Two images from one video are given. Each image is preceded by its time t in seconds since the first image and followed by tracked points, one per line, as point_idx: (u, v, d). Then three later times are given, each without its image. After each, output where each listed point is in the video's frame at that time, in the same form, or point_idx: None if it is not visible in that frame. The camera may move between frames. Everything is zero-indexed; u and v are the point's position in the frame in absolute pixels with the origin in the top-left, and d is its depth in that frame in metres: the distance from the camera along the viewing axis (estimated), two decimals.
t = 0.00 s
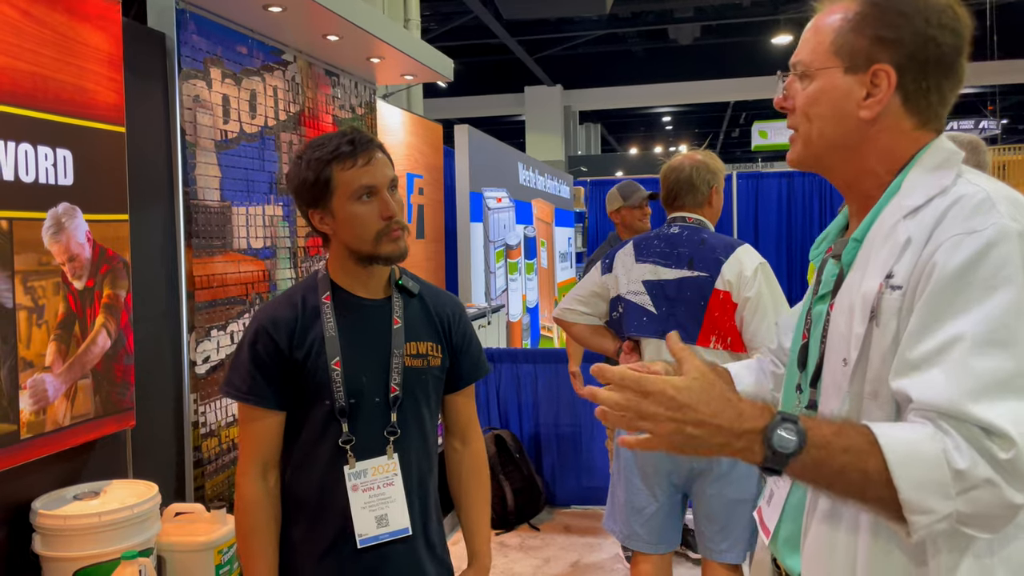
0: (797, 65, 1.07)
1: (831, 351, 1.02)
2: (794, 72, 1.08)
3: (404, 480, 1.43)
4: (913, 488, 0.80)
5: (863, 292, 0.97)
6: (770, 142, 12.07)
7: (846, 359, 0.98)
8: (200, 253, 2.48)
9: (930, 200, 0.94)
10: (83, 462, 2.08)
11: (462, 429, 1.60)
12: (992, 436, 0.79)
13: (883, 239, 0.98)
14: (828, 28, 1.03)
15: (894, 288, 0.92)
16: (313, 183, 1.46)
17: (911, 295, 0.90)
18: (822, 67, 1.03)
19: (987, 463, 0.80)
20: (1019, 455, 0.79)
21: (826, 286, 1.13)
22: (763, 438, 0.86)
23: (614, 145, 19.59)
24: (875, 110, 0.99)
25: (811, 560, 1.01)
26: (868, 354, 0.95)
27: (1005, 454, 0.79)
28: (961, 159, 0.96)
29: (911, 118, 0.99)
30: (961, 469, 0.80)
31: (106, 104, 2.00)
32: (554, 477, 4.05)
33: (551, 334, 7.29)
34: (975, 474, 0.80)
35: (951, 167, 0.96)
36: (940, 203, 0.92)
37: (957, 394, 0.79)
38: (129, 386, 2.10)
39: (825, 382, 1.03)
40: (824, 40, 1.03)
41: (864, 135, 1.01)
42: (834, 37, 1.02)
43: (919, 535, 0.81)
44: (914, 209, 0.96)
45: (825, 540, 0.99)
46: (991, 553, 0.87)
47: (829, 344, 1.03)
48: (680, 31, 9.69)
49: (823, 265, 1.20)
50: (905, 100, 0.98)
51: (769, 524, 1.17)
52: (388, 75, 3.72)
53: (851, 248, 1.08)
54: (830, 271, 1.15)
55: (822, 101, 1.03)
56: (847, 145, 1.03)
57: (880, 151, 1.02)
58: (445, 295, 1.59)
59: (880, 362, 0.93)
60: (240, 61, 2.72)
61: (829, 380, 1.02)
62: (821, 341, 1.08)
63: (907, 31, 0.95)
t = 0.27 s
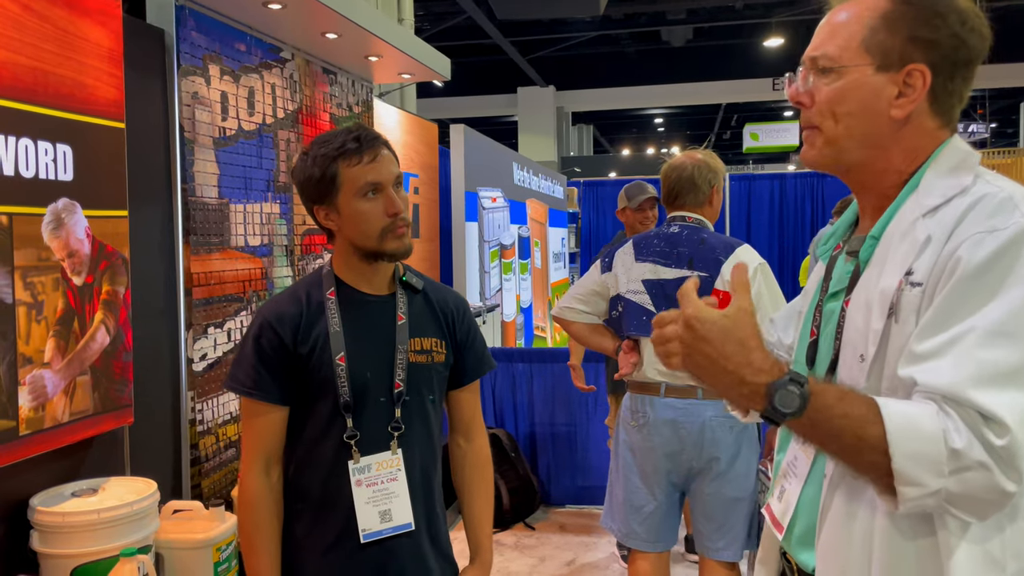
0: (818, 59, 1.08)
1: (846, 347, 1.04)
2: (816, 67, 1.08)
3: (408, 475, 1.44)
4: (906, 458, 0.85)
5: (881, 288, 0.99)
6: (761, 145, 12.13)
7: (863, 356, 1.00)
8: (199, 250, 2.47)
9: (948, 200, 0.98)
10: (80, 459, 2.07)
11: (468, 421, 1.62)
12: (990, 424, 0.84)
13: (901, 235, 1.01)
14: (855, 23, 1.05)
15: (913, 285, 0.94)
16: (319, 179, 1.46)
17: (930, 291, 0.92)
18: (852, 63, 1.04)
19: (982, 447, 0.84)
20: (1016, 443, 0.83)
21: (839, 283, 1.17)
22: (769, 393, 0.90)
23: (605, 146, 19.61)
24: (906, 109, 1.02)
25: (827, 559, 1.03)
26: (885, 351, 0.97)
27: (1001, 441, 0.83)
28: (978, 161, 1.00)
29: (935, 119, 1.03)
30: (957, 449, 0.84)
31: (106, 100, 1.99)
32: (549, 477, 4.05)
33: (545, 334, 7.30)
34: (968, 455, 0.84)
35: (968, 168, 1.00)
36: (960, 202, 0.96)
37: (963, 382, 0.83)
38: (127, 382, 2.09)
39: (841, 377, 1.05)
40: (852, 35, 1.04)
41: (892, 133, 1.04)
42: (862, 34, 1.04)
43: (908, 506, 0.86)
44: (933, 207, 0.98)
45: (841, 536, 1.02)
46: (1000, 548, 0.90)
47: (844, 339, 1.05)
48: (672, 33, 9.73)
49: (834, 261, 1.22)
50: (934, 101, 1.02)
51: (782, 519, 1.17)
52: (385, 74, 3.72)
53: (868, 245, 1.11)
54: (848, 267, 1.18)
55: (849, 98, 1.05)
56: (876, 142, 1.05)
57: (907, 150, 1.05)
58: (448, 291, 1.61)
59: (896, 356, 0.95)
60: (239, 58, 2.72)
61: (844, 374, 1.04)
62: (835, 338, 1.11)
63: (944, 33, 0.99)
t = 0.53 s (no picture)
0: (816, 73, 1.12)
1: (857, 355, 1.07)
2: (815, 80, 1.12)
3: (408, 475, 1.45)
4: (939, 492, 0.86)
5: (896, 298, 1.01)
6: (751, 147, 12.19)
7: (875, 363, 1.03)
8: (194, 251, 2.47)
9: (958, 211, 1.01)
10: (74, 460, 2.06)
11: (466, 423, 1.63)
12: (1015, 439, 0.86)
13: (913, 245, 1.03)
14: (852, 36, 1.09)
15: (929, 295, 0.97)
16: (320, 181, 1.47)
17: (946, 302, 0.95)
18: (848, 78, 1.08)
19: (1007, 467, 0.86)
20: None
21: (845, 290, 1.20)
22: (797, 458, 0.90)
23: (596, 147, 19.65)
24: (901, 122, 1.05)
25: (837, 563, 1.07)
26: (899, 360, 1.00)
27: None
28: (985, 171, 1.03)
29: (934, 130, 1.07)
30: (985, 475, 0.86)
31: (103, 100, 1.99)
32: (543, 478, 4.07)
33: (537, 335, 7.30)
34: (996, 478, 0.86)
35: (975, 178, 1.03)
36: (973, 213, 0.99)
37: (989, 398, 0.86)
38: (122, 383, 2.09)
39: (852, 384, 1.06)
40: (848, 49, 1.08)
41: (888, 145, 1.08)
42: (856, 48, 1.08)
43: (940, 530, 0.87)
44: (944, 218, 1.02)
45: (851, 541, 1.05)
46: (1009, 548, 0.94)
47: (857, 347, 1.07)
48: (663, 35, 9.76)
49: (838, 267, 1.26)
50: (930, 111, 1.05)
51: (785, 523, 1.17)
52: (380, 75, 3.73)
53: (879, 255, 1.12)
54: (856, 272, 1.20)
55: (847, 111, 1.08)
56: (873, 158, 1.09)
57: (904, 160, 1.09)
58: (449, 292, 1.62)
59: (911, 364, 0.97)
60: (234, 59, 2.71)
61: (856, 382, 1.06)
62: (844, 338, 1.14)
63: (935, 45, 1.02)
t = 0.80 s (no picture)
0: (818, 78, 1.13)
1: (857, 358, 1.07)
2: (816, 86, 1.13)
3: (403, 479, 1.45)
4: (893, 481, 0.91)
5: (896, 302, 1.02)
6: (743, 148, 12.23)
7: (875, 367, 1.03)
8: (187, 252, 2.46)
9: (958, 217, 1.02)
10: (66, 463, 2.05)
11: (463, 427, 1.63)
12: (982, 432, 0.87)
13: (913, 250, 1.04)
14: (853, 42, 1.10)
15: (929, 301, 0.97)
16: (315, 184, 1.47)
17: (946, 306, 0.96)
18: (850, 83, 1.09)
19: (966, 460, 0.88)
20: (1009, 455, 0.85)
21: (845, 294, 1.20)
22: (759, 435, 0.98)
23: (587, 148, 19.66)
24: (904, 127, 1.07)
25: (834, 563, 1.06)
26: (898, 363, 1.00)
27: (990, 448, 0.86)
28: (985, 179, 1.04)
29: (935, 136, 1.08)
30: (938, 467, 0.89)
31: (95, 101, 1.98)
32: (536, 479, 4.07)
33: (529, 336, 7.29)
34: (950, 472, 0.88)
35: (974, 185, 1.04)
36: (973, 218, 1.00)
37: (960, 393, 0.88)
38: (115, 386, 2.08)
39: (851, 387, 1.07)
40: (850, 55, 1.10)
41: (890, 150, 1.09)
42: (859, 53, 1.09)
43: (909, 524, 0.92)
44: (943, 223, 1.02)
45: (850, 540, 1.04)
46: (1005, 548, 0.94)
47: (855, 350, 1.08)
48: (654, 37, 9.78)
49: (837, 271, 1.25)
50: (931, 117, 1.07)
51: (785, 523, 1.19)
52: (373, 76, 3.72)
53: (879, 258, 1.11)
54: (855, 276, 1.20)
55: (849, 116, 1.09)
56: (877, 161, 1.10)
57: (906, 165, 1.10)
58: (445, 296, 1.62)
59: (908, 368, 0.98)
60: (227, 59, 2.70)
61: (855, 387, 1.06)
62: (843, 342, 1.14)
63: (938, 52, 1.04)
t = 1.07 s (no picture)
0: (820, 76, 1.13)
1: (850, 355, 1.08)
2: (817, 83, 1.14)
3: (404, 478, 1.45)
4: (861, 469, 0.96)
5: (887, 299, 1.03)
6: (739, 149, 12.26)
7: (867, 362, 1.04)
8: (185, 253, 2.46)
9: (950, 214, 1.02)
10: (66, 465, 2.05)
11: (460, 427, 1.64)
12: (944, 414, 0.89)
13: (905, 247, 1.05)
14: (855, 42, 1.11)
15: (921, 297, 0.98)
16: (317, 185, 1.48)
17: (936, 303, 0.97)
18: (850, 83, 1.10)
19: (927, 444, 0.90)
20: (970, 435, 0.87)
21: (841, 293, 1.20)
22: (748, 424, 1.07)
23: (584, 149, 19.66)
24: (903, 128, 1.08)
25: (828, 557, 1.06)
26: (890, 359, 1.02)
27: (952, 425, 0.88)
28: (976, 176, 1.05)
29: (934, 137, 1.09)
30: (897, 453, 0.93)
31: (94, 103, 1.98)
32: (534, 480, 4.07)
33: (526, 337, 7.30)
34: (911, 457, 0.91)
35: (967, 182, 1.05)
36: (962, 214, 1.01)
37: (930, 376, 0.90)
38: (114, 387, 2.08)
39: (844, 382, 1.08)
40: (852, 54, 1.10)
41: (890, 150, 1.10)
42: (861, 53, 1.10)
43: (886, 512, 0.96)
44: (936, 221, 1.03)
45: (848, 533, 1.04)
46: (998, 544, 0.94)
47: (847, 347, 1.09)
48: (650, 38, 9.80)
49: (834, 271, 1.26)
50: (931, 118, 1.08)
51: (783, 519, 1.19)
52: (370, 77, 3.73)
53: (874, 255, 1.12)
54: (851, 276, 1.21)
55: (849, 115, 1.10)
56: (875, 160, 1.11)
57: (903, 165, 1.11)
58: (444, 297, 1.63)
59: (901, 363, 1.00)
60: (225, 61, 2.70)
61: (848, 383, 1.08)
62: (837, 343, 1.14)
63: (940, 54, 1.05)
